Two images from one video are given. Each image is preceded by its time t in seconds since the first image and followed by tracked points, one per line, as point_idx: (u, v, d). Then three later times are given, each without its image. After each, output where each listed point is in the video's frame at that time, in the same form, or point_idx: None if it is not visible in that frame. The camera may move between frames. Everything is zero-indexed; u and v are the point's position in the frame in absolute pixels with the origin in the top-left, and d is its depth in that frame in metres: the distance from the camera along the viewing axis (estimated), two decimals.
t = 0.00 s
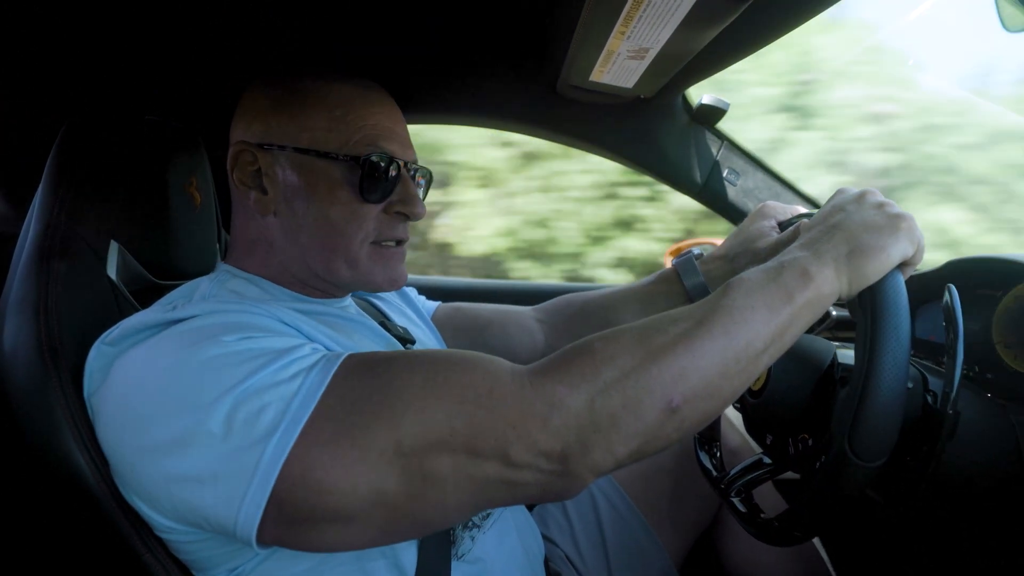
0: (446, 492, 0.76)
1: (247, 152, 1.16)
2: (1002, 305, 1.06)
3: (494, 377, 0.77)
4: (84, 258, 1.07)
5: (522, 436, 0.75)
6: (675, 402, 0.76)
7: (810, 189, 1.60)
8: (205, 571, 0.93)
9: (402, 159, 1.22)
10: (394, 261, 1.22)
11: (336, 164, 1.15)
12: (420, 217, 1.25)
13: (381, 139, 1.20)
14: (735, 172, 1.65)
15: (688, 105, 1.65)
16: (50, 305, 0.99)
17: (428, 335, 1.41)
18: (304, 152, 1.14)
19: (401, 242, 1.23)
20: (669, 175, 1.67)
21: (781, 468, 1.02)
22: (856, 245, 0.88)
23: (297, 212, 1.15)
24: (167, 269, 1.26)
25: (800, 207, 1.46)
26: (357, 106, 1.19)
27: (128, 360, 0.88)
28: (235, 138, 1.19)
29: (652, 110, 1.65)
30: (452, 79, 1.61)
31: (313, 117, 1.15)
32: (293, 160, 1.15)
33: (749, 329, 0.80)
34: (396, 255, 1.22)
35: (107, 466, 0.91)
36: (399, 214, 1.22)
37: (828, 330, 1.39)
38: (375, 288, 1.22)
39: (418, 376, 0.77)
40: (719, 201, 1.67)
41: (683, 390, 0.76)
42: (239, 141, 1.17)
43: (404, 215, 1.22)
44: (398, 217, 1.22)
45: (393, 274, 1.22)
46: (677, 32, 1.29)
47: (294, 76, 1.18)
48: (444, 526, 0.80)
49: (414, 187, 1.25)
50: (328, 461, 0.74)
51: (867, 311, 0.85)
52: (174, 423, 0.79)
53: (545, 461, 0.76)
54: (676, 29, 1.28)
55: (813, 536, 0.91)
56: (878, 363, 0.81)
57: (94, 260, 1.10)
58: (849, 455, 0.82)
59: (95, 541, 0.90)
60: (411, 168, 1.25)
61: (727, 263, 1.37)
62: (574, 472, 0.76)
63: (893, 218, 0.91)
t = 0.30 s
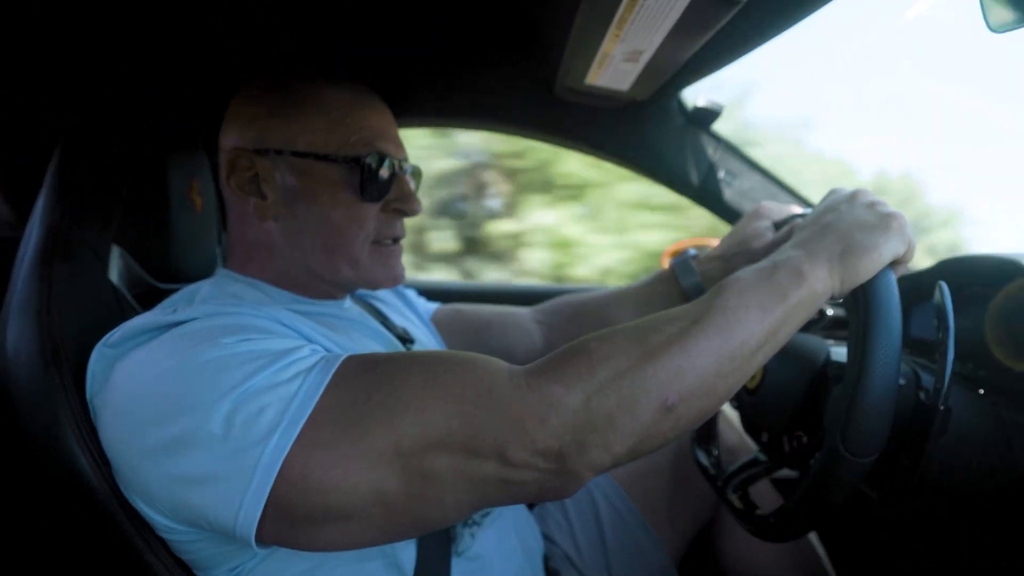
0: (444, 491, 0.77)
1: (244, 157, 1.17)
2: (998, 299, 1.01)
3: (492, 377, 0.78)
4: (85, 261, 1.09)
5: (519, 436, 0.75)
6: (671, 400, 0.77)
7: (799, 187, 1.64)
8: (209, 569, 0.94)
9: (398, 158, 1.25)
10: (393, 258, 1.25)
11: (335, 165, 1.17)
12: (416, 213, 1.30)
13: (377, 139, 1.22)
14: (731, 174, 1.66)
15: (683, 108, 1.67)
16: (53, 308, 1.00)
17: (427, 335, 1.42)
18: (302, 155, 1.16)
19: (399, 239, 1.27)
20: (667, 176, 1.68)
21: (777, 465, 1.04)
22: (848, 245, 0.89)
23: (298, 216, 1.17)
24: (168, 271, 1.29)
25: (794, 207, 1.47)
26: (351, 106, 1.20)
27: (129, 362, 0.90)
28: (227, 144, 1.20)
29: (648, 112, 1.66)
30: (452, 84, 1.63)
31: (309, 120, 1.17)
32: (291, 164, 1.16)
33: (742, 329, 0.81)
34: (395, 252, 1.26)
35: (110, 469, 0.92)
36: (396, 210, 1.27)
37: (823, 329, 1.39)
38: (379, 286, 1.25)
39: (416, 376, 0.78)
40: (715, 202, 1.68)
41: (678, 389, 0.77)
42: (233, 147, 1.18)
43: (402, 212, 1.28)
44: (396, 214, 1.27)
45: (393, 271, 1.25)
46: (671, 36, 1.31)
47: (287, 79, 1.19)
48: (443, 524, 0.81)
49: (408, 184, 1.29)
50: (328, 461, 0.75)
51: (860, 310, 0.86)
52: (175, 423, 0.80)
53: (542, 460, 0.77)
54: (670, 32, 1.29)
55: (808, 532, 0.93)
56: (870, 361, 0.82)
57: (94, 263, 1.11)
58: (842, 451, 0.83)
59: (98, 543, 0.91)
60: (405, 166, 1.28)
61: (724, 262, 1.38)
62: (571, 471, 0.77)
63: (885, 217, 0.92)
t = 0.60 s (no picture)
0: (449, 518, 0.79)
1: (235, 169, 1.21)
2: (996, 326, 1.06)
3: (498, 407, 0.80)
4: (101, 279, 1.11)
5: (523, 466, 0.77)
6: (673, 433, 0.78)
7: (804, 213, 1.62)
8: None
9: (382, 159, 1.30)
10: (388, 255, 1.25)
11: (322, 164, 1.21)
12: (406, 212, 1.31)
13: (359, 140, 1.27)
14: (735, 198, 1.66)
15: (689, 133, 1.68)
16: (69, 330, 1.00)
17: (436, 348, 1.43)
18: (288, 158, 1.20)
19: (393, 238, 1.27)
20: (672, 199, 1.69)
21: (776, 487, 1.03)
22: (853, 279, 0.90)
23: (289, 218, 1.19)
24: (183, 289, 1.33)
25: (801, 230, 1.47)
26: (331, 115, 1.27)
27: (142, 379, 0.91)
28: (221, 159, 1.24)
29: (655, 134, 1.67)
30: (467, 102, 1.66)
31: (292, 126, 1.23)
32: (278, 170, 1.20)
33: (746, 362, 0.82)
34: (390, 248, 1.26)
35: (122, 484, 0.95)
36: (386, 209, 1.27)
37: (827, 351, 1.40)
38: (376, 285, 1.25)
39: (424, 404, 0.80)
40: (721, 225, 1.68)
41: (681, 423, 0.78)
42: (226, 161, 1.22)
43: (392, 210, 1.28)
44: (386, 212, 1.27)
45: (389, 267, 1.25)
46: (680, 64, 1.32)
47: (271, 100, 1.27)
48: (448, 549, 0.82)
49: (397, 186, 1.32)
50: (335, 487, 0.76)
51: (863, 344, 0.87)
52: (185, 442, 0.81)
53: (545, 492, 0.78)
54: (679, 60, 1.30)
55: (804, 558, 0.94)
56: (872, 395, 0.83)
57: (110, 282, 1.13)
58: (842, 485, 0.84)
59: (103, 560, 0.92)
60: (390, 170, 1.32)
61: (730, 284, 1.39)
62: (574, 502, 0.78)
63: (891, 251, 0.93)
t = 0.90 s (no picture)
0: (452, 521, 0.78)
1: (236, 172, 1.20)
2: (999, 324, 1.06)
3: (500, 409, 0.79)
4: (100, 278, 1.10)
5: (527, 469, 0.76)
6: (678, 434, 0.78)
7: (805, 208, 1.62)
8: None
9: (383, 156, 1.29)
10: (393, 253, 1.26)
11: (324, 165, 1.20)
12: (408, 207, 1.31)
13: (359, 138, 1.26)
14: (736, 194, 1.65)
15: (691, 129, 1.67)
16: (66, 328, 1.00)
17: (436, 347, 1.43)
18: (290, 161, 1.19)
19: (396, 233, 1.27)
20: (673, 196, 1.68)
21: (778, 485, 1.02)
22: (858, 276, 0.89)
23: (293, 222, 1.19)
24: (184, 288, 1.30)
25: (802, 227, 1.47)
26: (330, 111, 1.25)
27: (142, 380, 0.91)
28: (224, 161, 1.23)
29: (656, 131, 1.66)
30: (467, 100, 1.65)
31: (293, 126, 1.21)
32: (280, 172, 1.19)
33: (751, 361, 0.81)
34: (394, 245, 1.26)
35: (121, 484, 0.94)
36: (389, 207, 1.27)
37: (829, 348, 1.40)
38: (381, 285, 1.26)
39: (427, 406, 0.79)
40: (722, 221, 1.67)
41: (685, 424, 0.78)
42: (227, 163, 1.21)
43: (395, 207, 1.28)
44: (389, 210, 1.27)
45: (394, 264, 1.26)
46: (682, 61, 1.31)
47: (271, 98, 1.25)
48: (450, 551, 0.82)
49: (399, 182, 1.31)
50: (338, 490, 0.76)
51: (869, 343, 0.87)
52: (186, 445, 0.80)
53: (548, 494, 0.77)
54: (681, 56, 1.29)
55: (809, 558, 0.94)
56: (878, 395, 0.83)
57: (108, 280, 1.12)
58: (848, 485, 0.83)
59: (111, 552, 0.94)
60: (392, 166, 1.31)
61: (731, 281, 1.38)
62: (578, 504, 0.78)
63: (896, 249, 0.92)
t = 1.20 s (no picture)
0: (453, 522, 0.78)
1: (230, 174, 1.23)
2: (999, 322, 1.06)
3: (501, 408, 0.79)
4: (100, 276, 1.11)
5: (527, 468, 0.76)
6: (679, 433, 0.78)
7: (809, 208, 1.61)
8: None
9: (375, 150, 1.26)
10: (383, 257, 1.24)
11: (310, 164, 1.19)
12: (401, 206, 1.27)
13: (348, 133, 1.24)
14: (738, 193, 1.64)
15: (693, 127, 1.66)
16: (66, 325, 1.01)
17: (438, 345, 1.43)
18: (276, 159, 1.19)
19: (387, 235, 1.25)
20: (675, 195, 1.68)
21: (780, 483, 1.04)
22: (857, 274, 0.89)
23: (280, 223, 1.19)
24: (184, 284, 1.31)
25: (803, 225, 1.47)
26: (318, 107, 1.24)
27: (143, 381, 0.91)
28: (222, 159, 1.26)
29: (658, 128, 1.66)
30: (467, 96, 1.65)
31: (280, 125, 1.21)
32: (269, 171, 1.20)
33: (751, 359, 0.81)
34: (387, 251, 1.24)
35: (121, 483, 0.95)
36: (379, 205, 1.24)
37: (831, 345, 1.40)
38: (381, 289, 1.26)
39: (427, 406, 0.79)
40: (724, 220, 1.66)
41: (685, 422, 0.78)
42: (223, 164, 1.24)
43: (386, 205, 1.24)
44: (380, 209, 1.23)
45: (382, 273, 1.24)
46: (683, 58, 1.30)
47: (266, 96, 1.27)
48: (451, 550, 0.82)
49: (394, 178, 1.28)
50: (339, 491, 0.76)
51: (869, 341, 0.87)
52: (186, 445, 0.81)
53: (549, 493, 0.77)
54: (680, 54, 1.29)
55: (809, 556, 0.94)
56: (879, 393, 0.83)
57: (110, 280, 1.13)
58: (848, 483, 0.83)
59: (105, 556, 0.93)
60: (388, 161, 1.27)
61: (733, 279, 1.38)
62: (578, 503, 0.78)
63: (896, 246, 0.92)
